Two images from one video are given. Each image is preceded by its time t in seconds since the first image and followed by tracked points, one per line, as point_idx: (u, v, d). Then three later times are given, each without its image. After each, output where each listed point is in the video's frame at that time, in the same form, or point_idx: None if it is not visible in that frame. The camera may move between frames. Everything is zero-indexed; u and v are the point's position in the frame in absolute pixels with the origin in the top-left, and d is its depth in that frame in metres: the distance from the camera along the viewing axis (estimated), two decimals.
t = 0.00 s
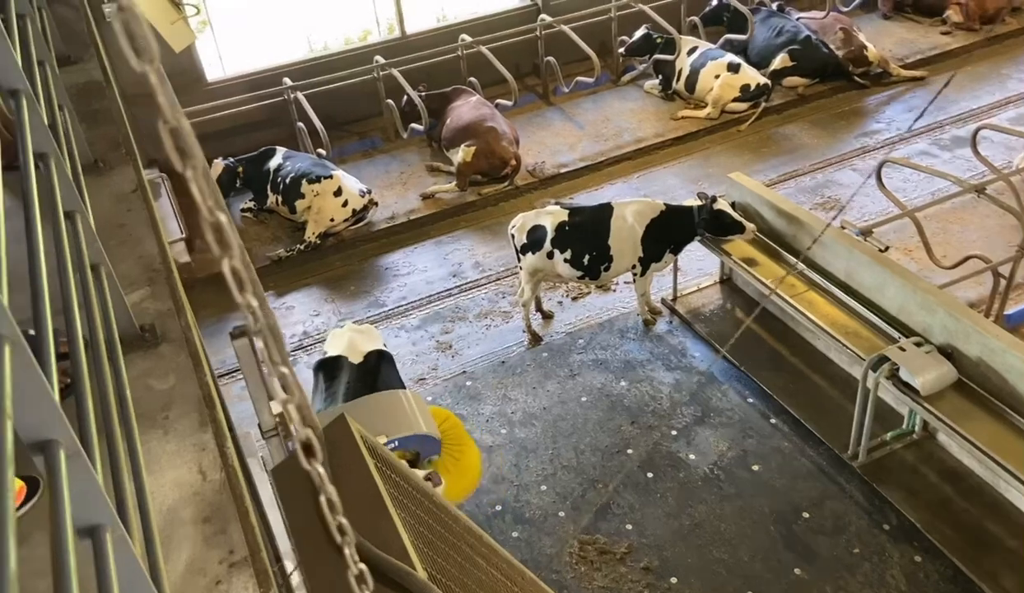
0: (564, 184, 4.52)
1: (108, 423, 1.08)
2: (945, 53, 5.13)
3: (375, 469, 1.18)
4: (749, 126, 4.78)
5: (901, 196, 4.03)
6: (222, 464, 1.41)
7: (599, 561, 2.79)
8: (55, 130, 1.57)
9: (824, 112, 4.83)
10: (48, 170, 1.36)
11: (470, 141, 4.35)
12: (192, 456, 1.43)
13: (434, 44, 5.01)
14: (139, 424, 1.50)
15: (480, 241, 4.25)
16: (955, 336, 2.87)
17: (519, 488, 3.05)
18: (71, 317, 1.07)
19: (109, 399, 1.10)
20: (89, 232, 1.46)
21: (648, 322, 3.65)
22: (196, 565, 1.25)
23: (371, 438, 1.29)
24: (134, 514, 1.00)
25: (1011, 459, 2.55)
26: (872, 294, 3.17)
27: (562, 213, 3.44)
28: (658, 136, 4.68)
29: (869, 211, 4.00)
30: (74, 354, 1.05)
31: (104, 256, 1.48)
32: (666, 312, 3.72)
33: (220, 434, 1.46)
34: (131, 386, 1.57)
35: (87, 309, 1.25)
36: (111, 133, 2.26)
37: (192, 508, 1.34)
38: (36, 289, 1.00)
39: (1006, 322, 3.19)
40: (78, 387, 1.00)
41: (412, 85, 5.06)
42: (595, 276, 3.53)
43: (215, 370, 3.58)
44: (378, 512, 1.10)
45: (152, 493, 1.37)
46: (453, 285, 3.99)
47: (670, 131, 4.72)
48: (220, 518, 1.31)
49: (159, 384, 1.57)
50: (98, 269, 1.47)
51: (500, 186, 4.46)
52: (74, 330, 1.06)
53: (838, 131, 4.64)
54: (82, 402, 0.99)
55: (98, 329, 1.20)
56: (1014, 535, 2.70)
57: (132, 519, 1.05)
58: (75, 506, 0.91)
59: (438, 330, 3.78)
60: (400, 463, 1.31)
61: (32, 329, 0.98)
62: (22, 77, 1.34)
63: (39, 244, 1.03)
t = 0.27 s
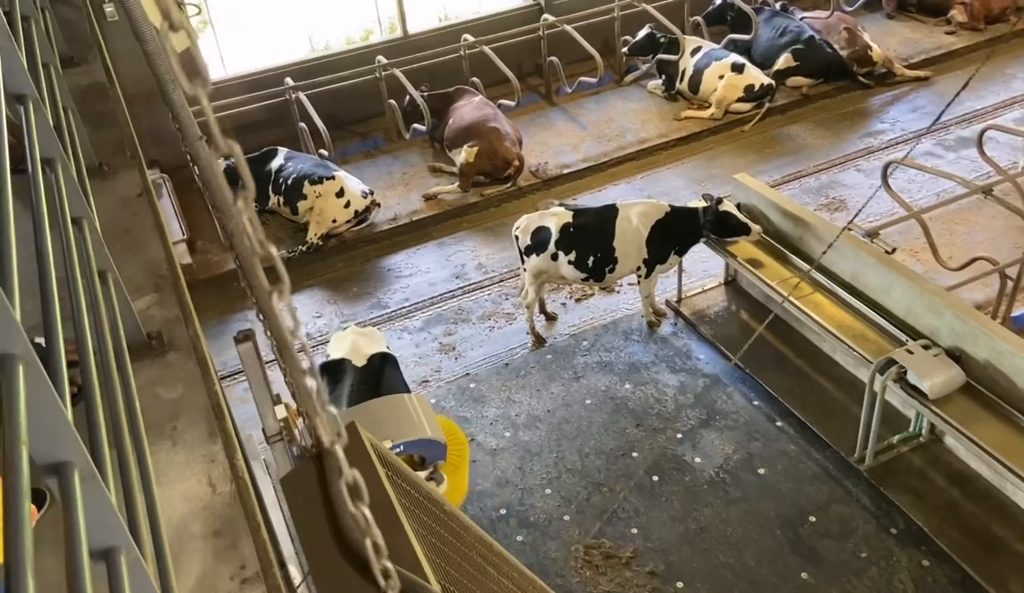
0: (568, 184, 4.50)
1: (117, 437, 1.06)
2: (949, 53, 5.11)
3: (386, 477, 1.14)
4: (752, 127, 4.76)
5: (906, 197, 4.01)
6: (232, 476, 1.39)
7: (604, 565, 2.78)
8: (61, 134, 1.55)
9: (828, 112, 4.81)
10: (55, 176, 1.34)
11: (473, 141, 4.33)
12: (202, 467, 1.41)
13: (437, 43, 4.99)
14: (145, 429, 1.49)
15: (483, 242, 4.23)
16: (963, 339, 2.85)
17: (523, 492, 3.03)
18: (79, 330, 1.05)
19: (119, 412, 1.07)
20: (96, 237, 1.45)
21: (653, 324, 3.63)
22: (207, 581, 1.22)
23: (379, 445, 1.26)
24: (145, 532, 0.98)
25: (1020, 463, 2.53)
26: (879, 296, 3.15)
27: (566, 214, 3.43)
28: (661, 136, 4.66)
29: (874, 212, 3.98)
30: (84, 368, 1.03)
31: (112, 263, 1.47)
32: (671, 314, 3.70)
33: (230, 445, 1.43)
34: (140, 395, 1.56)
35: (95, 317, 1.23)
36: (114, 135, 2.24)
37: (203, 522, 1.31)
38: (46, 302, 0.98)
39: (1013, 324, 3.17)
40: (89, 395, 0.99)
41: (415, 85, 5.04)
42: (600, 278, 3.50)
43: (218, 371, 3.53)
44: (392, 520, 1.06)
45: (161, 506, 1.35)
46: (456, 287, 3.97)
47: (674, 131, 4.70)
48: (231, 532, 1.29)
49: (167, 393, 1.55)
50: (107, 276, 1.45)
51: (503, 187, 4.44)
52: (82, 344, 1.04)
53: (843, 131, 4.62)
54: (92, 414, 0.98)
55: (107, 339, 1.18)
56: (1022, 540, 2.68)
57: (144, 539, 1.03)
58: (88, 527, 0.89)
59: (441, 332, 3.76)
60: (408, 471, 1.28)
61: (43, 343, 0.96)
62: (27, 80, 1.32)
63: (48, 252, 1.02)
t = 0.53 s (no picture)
0: (562, 186, 4.49)
1: (111, 465, 1.03)
2: (943, 55, 5.12)
3: (389, 498, 1.12)
4: (747, 128, 4.75)
5: (901, 199, 4.01)
6: (228, 501, 1.35)
7: (601, 572, 2.77)
8: (51, 145, 1.53)
9: (822, 114, 4.81)
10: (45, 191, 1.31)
11: (467, 143, 4.32)
12: (198, 492, 1.37)
13: (431, 44, 4.97)
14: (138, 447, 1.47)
15: (478, 244, 4.21)
16: (959, 343, 2.85)
17: (519, 497, 3.02)
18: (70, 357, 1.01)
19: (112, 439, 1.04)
20: (87, 253, 1.42)
21: (649, 327, 3.63)
22: None
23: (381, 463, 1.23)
24: (140, 567, 0.94)
25: (1017, 468, 2.53)
26: (875, 300, 3.15)
27: (562, 216, 3.41)
28: (656, 138, 4.65)
29: (869, 214, 3.98)
30: (73, 386, 1.00)
31: (103, 279, 1.44)
32: (666, 317, 3.69)
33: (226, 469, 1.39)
34: (133, 415, 1.53)
35: (86, 338, 1.20)
36: (106, 142, 2.21)
37: (199, 550, 1.28)
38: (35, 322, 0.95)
39: (1008, 328, 3.17)
40: (78, 414, 0.96)
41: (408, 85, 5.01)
42: (596, 281, 3.50)
43: (210, 376, 3.52)
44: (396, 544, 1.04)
45: (156, 533, 1.31)
46: (451, 289, 3.96)
47: (668, 132, 4.69)
48: (227, 562, 1.25)
49: (162, 412, 1.52)
50: (98, 292, 1.43)
51: (498, 189, 4.43)
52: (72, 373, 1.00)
53: (837, 133, 4.62)
54: (83, 435, 0.95)
55: (97, 358, 1.16)
56: (1019, 544, 2.68)
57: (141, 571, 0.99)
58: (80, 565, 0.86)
59: (436, 335, 3.75)
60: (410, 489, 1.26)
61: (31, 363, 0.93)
62: (18, 93, 1.30)
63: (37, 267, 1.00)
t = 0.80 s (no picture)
0: (560, 187, 4.47)
1: (107, 479, 1.00)
2: (941, 55, 5.11)
3: (390, 513, 1.11)
4: (745, 129, 4.74)
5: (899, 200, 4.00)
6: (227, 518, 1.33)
7: (600, 576, 2.75)
8: (45, 152, 1.51)
9: (820, 114, 4.80)
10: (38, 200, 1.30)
11: (465, 144, 4.30)
12: (196, 508, 1.35)
13: (428, 45, 4.95)
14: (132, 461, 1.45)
15: (475, 246, 4.20)
16: (959, 345, 2.84)
17: (518, 501, 3.00)
18: (67, 375, 1.00)
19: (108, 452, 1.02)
20: (83, 263, 1.41)
21: (647, 329, 3.61)
22: None
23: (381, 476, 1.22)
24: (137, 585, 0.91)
25: (1018, 470, 2.52)
26: (875, 302, 3.14)
27: (561, 218, 3.39)
28: (654, 138, 4.64)
29: (868, 215, 3.97)
30: (68, 398, 0.97)
31: (98, 289, 1.44)
32: (665, 319, 3.68)
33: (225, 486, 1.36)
34: (128, 428, 1.51)
35: (81, 348, 1.19)
36: (101, 146, 2.20)
37: (199, 569, 1.25)
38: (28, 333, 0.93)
39: (1008, 329, 3.17)
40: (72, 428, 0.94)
41: (405, 85, 5.00)
42: (595, 283, 3.49)
43: (206, 378, 3.50)
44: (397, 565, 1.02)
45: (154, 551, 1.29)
46: (449, 292, 3.94)
47: (666, 133, 4.68)
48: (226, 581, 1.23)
49: (159, 424, 1.51)
50: (92, 302, 1.41)
51: (495, 190, 4.41)
52: (71, 390, 0.99)
53: (835, 133, 4.61)
54: (77, 449, 0.92)
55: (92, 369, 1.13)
56: (1020, 547, 2.67)
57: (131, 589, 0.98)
58: (73, 587, 0.85)
59: (434, 338, 3.73)
60: (410, 501, 1.24)
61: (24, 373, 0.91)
62: (11, 101, 1.28)
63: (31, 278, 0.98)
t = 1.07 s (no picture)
0: (558, 188, 4.47)
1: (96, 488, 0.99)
2: (938, 54, 5.12)
3: (387, 525, 1.11)
4: (742, 129, 4.74)
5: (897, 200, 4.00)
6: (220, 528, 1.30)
7: (599, 578, 2.75)
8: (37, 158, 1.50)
9: (817, 114, 4.80)
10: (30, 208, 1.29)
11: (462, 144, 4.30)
12: (190, 518, 1.33)
13: (425, 45, 4.95)
14: (125, 470, 1.43)
15: (472, 246, 4.19)
16: (957, 346, 2.84)
17: (516, 503, 3.00)
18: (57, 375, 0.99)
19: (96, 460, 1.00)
20: (75, 270, 1.40)
21: (645, 330, 3.61)
22: None
23: (378, 486, 1.22)
24: None
25: (1017, 471, 2.52)
26: (873, 302, 3.14)
27: (558, 219, 3.39)
28: (651, 138, 4.63)
29: (865, 215, 3.97)
30: (55, 405, 0.95)
31: (90, 296, 1.43)
32: (662, 320, 3.68)
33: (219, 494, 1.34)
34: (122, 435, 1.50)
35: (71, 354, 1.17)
36: (95, 151, 2.19)
37: (191, 580, 1.23)
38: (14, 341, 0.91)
39: (1006, 329, 3.17)
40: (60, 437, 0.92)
41: (402, 85, 4.99)
42: (592, 283, 3.48)
43: (201, 380, 3.49)
44: (394, 580, 1.02)
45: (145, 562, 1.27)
46: (446, 293, 3.93)
47: (663, 133, 4.68)
48: None
49: (153, 431, 1.50)
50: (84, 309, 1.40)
51: (493, 190, 4.41)
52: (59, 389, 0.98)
53: (832, 133, 4.61)
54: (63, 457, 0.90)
55: (81, 374, 1.12)
56: (1019, 548, 2.67)
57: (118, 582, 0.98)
58: None
59: (431, 339, 3.72)
60: (407, 511, 1.24)
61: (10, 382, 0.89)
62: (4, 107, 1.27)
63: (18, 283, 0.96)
